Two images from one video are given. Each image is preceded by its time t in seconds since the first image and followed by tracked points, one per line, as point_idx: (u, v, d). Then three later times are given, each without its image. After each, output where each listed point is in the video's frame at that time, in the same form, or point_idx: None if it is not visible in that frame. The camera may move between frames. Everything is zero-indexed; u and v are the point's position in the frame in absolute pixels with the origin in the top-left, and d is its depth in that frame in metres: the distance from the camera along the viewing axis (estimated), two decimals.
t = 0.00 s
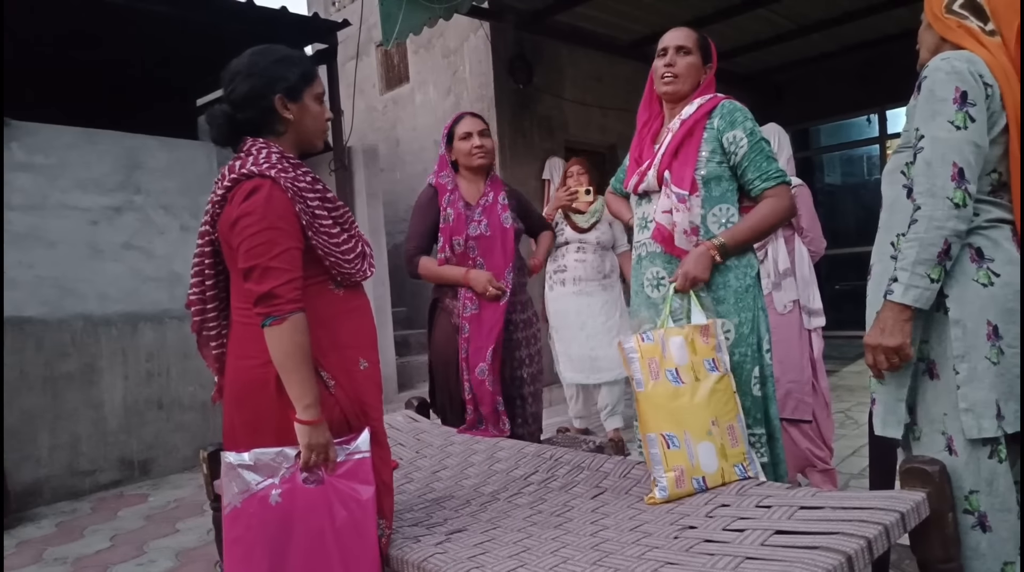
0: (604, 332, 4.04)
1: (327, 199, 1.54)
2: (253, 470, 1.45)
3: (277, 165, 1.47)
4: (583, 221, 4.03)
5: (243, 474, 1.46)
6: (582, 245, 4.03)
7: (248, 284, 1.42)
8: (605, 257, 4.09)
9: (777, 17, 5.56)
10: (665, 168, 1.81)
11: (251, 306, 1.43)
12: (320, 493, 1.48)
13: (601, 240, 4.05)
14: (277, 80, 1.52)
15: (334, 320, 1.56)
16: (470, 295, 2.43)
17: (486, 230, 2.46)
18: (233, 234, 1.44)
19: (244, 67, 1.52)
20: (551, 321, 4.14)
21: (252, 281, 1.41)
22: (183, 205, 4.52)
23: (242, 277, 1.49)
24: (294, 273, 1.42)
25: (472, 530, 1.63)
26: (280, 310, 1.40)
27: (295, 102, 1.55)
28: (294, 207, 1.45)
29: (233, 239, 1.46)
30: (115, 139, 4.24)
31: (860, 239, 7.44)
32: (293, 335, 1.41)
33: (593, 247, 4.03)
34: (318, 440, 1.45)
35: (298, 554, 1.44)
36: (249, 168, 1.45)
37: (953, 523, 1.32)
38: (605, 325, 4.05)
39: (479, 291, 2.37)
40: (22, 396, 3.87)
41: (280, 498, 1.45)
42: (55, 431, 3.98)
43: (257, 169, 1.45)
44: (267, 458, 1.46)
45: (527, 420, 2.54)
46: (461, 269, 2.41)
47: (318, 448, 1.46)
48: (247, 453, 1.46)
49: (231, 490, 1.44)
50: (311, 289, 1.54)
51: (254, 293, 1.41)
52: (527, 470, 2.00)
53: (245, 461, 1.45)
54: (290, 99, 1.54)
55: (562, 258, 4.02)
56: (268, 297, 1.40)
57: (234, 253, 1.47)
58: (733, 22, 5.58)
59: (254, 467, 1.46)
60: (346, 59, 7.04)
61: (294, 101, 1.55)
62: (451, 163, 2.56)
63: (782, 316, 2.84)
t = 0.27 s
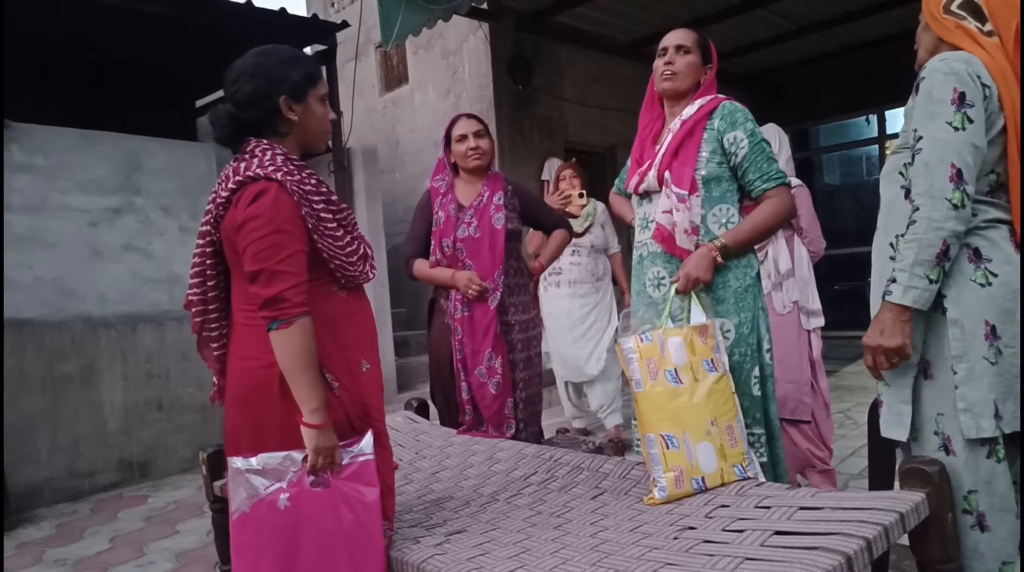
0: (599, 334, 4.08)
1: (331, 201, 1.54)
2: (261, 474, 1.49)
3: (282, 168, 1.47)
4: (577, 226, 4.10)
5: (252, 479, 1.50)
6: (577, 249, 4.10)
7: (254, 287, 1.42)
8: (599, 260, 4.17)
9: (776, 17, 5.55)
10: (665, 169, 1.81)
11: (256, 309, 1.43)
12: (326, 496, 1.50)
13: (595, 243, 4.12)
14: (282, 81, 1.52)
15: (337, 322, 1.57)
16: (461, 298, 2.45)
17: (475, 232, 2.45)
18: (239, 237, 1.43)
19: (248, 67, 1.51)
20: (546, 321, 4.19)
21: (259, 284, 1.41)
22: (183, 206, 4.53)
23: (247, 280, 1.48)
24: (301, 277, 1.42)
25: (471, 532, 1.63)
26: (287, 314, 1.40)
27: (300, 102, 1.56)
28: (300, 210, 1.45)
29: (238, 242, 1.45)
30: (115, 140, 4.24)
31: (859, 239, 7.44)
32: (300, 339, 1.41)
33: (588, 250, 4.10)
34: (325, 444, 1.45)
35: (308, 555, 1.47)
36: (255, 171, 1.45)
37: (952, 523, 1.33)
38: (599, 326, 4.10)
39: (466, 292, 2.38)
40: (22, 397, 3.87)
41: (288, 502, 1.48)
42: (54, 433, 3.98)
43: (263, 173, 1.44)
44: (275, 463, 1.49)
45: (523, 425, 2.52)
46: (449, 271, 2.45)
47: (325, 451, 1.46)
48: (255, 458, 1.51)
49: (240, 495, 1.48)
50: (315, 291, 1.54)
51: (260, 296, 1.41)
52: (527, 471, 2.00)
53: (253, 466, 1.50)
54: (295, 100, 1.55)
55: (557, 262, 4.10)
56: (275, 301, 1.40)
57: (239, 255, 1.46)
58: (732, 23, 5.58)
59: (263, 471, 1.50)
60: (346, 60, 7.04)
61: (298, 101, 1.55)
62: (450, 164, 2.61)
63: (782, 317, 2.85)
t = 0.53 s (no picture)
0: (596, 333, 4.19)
1: (336, 202, 1.55)
2: (268, 474, 1.46)
3: (287, 169, 1.47)
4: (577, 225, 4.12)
5: (259, 479, 1.47)
6: (577, 248, 4.15)
7: (261, 289, 1.42)
8: (599, 258, 4.22)
9: (776, 17, 5.55)
10: (667, 170, 1.81)
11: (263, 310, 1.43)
12: (333, 497, 1.48)
13: (594, 242, 4.17)
14: (284, 82, 1.52)
15: (342, 322, 1.56)
16: (457, 299, 2.46)
17: (471, 233, 2.45)
18: (245, 238, 1.43)
19: (251, 68, 1.51)
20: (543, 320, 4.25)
21: (265, 285, 1.41)
22: (183, 207, 4.52)
23: (252, 281, 1.48)
24: (307, 277, 1.42)
25: (471, 532, 1.63)
26: (294, 315, 1.40)
27: (302, 103, 1.56)
28: (306, 211, 1.45)
29: (243, 243, 1.45)
30: (114, 141, 4.24)
31: (859, 239, 7.45)
32: (307, 340, 1.41)
33: (587, 249, 4.15)
34: (331, 444, 1.44)
35: (313, 557, 1.44)
36: (260, 172, 1.45)
37: (952, 522, 1.32)
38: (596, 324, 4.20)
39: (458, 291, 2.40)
40: (22, 397, 3.87)
41: (295, 502, 1.45)
42: (54, 433, 3.98)
43: (269, 174, 1.44)
44: (282, 462, 1.46)
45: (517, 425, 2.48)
46: (445, 271, 2.47)
47: (331, 451, 1.45)
48: (262, 458, 1.47)
49: (246, 494, 1.45)
50: (320, 292, 1.54)
51: (267, 297, 1.40)
52: (527, 471, 2.00)
53: (261, 466, 1.46)
54: (297, 100, 1.55)
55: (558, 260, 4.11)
56: (282, 302, 1.40)
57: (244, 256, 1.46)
58: (732, 23, 5.58)
59: (269, 471, 1.47)
60: (346, 60, 7.04)
61: (300, 101, 1.55)
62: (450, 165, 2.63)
63: (783, 316, 2.84)
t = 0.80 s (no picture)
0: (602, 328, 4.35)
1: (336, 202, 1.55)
2: (272, 471, 1.46)
3: (288, 168, 1.47)
4: (585, 222, 4.28)
5: (262, 476, 1.46)
6: (585, 245, 4.33)
7: (263, 288, 1.42)
8: (607, 256, 4.38)
9: (775, 17, 5.55)
10: (669, 169, 1.81)
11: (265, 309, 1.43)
12: (335, 495, 1.48)
13: (602, 240, 4.34)
14: (280, 82, 1.52)
15: (344, 322, 1.57)
16: (458, 298, 2.47)
17: (472, 232, 2.45)
18: (247, 237, 1.43)
19: (247, 69, 1.51)
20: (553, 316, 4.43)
21: (268, 284, 1.41)
22: (183, 207, 4.52)
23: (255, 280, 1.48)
24: (309, 276, 1.43)
25: (471, 532, 1.63)
26: (296, 313, 1.40)
27: (298, 102, 1.55)
28: (307, 210, 1.45)
29: (245, 242, 1.45)
30: (114, 141, 4.24)
31: (859, 238, 7.45)
32: (310, 339, 1.41)
33: (595, 246, 4.32)
34: (335, 442, 1.45)
35: (315, 554, 1.44)
36: (260, 171, 1.45)
37: (952, 521, 1.32)
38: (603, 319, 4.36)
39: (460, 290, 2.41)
40: (22, 397, 3.87)
41: (298, 500, 1.45)
42: (54, 433, 3.98)
43: (269, 173, 1.44)
44: (286, 460, 1.47)
45: (524, 421, 2.47)
46: (445, 271, 2.47)
47: (335, 450, 1.46)
48: (265, 455, 1.47)
49: (250, 491, 1.44)
50: (322, 291, 1.55)
51: (270, 296, 1.41)
52: (527, 471, 2.00)
53: (264, 463, 1.46)
54: (292, 100, 1.54)
55: (566, 258, 4.32)
56: (285, 301, 1.40)
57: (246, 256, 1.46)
58: (732, 23, 5.58)
59: (273, 468, 1.47)
60: (346, 60, 7.04)
61: (296, 101, 1.55)
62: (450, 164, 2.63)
63: (783, 316, 2.84)
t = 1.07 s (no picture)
0: (613, 330, 4.39)
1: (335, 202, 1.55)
2: (273, 471, 1.46)
3: (286, 168, 1.47)
4: (595, 225, 4.34)
5: (262, 475, 1.46)
6: (596, 247, 4.35)
7: (262, 288, 1.42)
8: (618, 258, 4.41)
9: (776, 17, 5.56)
10: (672, 170, 1.81)
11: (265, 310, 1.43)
12: (336, 494, 1.48)
13: (613, 242, 4.37)
14: (276, 82, 1.52)
15: (344, 322, 1.57)
16: (464, 297, 2.46)
17: (479, 232, 2.47)
18: (245, 238, 1.43)
19: (244, 72, 1.52)
20: (563, 317, 4.47)
21: (267, 284, 1.41)
22: (183, 207, 4.52)
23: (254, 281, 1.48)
24: (308, 275, 1.43)
25: (472, 532, 1.63)
26: (295, 313, 1.40)
27: (295, 103, 1.55)
28: (305, 210, 1.46)
29: (244, 243, 1.46)
30: (114, 141, 4.24)
31: (859, 239, 7.45)
32: (309, 338, 1.41)
33: (606, 248, 4.35)
34: (335, 442, 1.45)
35: (316, 554, 1.45)
36: (258, 172, 1.45)
37: (953, 523, 1.32)
38: (615, 321, 4.39)
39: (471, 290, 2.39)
40: (22, 398, 3.87)
41: (298, 499, 1.45)
42: (55, 434, 3.98)
43: (267, 174, 1.45)
44: (286, 459, 1.47)
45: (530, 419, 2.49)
46: (453, 271, 2.44)
47: (335, 449, 1.46)
48: (266, 454, 1.47)
49: (250, 490, 1.44)
50: (321, 292, 1.55)
51: (269, 296, 1.41)
52: (528, 472, 2.00)
53: (265, 462, 1.46)
54: (290, 101, 1.55)
55: (578, 260, 4.35)
56: (283, 301, 1.40)
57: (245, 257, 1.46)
58: (732, 23, 5.58)
59: (274, 468, 1.47)
60: (346, 60, 7.05)
61: (293, 102, 1.55)
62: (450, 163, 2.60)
63: (783, 316, 2.85)
